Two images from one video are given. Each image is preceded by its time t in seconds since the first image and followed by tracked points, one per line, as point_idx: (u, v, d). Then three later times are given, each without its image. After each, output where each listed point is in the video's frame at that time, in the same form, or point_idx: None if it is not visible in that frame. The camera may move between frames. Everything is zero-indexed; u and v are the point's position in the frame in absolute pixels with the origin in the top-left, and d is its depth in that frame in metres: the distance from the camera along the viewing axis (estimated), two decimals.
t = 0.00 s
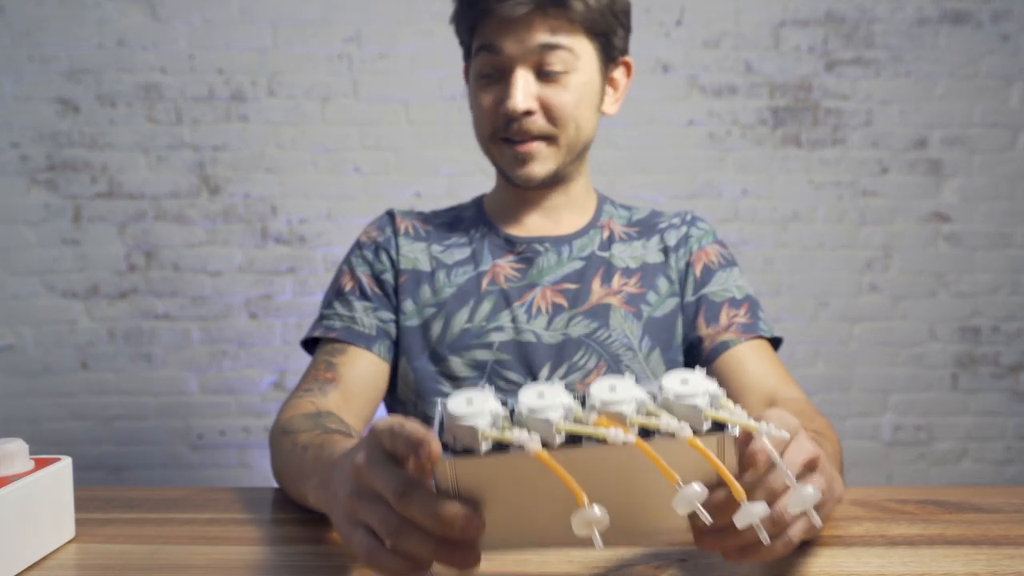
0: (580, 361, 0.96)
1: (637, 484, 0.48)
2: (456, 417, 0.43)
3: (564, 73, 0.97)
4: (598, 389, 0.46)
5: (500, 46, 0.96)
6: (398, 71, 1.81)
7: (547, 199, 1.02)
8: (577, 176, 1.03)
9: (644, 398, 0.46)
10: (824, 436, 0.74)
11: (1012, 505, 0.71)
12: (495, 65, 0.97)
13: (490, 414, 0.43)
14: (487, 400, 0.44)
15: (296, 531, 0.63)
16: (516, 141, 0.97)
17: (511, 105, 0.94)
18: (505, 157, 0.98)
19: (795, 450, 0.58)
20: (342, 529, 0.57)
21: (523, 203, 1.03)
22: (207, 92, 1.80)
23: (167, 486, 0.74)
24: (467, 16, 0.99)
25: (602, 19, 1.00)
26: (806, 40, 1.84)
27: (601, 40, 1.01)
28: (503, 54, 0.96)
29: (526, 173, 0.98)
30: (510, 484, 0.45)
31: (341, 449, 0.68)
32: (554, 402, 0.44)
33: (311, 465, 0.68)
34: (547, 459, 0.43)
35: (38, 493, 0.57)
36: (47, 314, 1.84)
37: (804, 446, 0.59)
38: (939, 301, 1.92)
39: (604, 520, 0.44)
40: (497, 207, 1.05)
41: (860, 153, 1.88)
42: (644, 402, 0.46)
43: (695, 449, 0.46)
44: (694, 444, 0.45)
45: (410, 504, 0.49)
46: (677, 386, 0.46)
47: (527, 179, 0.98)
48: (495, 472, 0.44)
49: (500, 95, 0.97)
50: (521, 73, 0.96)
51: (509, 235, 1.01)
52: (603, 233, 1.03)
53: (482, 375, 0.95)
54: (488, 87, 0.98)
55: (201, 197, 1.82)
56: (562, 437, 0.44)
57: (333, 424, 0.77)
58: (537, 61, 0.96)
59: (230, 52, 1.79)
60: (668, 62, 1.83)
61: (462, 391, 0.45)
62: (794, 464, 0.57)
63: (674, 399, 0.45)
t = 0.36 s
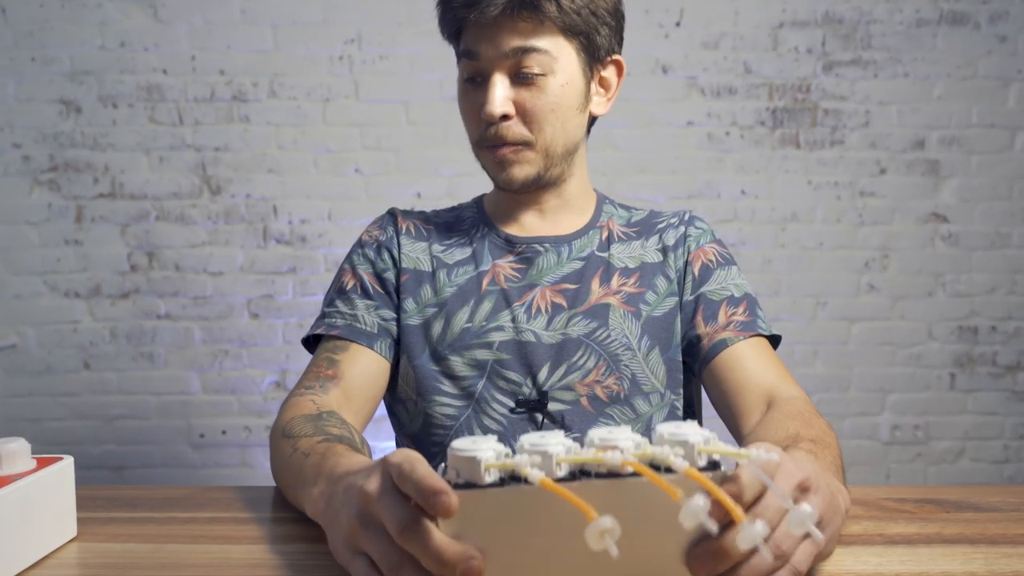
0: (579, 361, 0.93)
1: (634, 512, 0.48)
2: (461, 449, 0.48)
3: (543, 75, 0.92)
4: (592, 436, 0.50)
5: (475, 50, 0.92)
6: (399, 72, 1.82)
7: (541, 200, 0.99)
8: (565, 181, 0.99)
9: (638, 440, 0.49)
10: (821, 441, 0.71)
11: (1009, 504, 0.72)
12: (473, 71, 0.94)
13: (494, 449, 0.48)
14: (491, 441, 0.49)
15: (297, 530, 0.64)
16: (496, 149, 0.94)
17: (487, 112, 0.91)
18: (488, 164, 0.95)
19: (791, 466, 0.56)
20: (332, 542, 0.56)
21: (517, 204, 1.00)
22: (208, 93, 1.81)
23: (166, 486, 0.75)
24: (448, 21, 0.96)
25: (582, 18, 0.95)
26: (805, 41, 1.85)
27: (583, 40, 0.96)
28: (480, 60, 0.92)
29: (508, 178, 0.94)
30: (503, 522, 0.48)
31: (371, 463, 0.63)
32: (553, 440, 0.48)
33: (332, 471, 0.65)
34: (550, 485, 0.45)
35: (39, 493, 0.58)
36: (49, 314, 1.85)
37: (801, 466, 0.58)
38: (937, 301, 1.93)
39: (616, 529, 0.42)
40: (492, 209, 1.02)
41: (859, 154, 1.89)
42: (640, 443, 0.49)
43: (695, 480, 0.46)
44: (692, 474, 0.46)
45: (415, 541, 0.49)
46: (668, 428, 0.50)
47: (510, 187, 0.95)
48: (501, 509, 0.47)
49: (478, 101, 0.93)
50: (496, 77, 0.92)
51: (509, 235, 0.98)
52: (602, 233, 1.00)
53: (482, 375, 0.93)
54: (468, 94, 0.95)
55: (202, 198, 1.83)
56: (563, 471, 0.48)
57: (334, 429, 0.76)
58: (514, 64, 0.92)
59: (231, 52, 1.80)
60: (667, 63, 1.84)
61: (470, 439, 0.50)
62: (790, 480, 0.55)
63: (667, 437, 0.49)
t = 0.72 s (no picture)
0: (579, 361, 0.93)
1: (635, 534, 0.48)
2: (466, 469, 0.48)
3: (539, 77, 0.92)
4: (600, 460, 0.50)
5: (472, 53, 0.92)
6: (399, 72, 1.82)
7: (539, 200, 0.99)
8: (563, 181, 0.99)
9: (644, 465, 0.49)
10: (822, 447, 0.71)
11: (1009, 504, 0.72)
12: (470, 74, 0.94)
13: (498, 470, 0.48)
14: (497, 461, 0.49)
15: (298, 530, 0.64)
16: (494, 151, 0.94)
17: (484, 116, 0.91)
18: (486, 166, 0.95)
19: (790, 490, 0.54)
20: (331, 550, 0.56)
21: (516, 205, 1.00)
22: (208, 93, 1.81)
23: (166, 486, 0.75)
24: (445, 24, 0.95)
25: (578, 19, 0.95)
26: (804, 41, 1.85)
27: (579, 41, 0.96)
28: (477, 63, 0.92)
29: (506, 180, 0.94)
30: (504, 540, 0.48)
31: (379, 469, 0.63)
32: (558, 463, 0.48)
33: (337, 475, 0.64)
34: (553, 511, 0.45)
35: (39, 493, 0.58)
36: (49, 314, 1.85)
37: (804, 488, 0.55)
38: (936, 301, 1.93)
39: (616, 562, 0.42)
40: (491, 210, 1.02)
41: (859, 154, 1.89)
42: (645, 468, 0.49)
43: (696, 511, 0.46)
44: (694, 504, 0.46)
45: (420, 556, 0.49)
46: (674, 455, 0.50)
47: (508, 190, 0.95)
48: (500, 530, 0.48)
49: (475, 104, 0.93)
50: (493, 80, 0.92)
51: (508, 235, 0.98)
52: (601, 233, 1.00)
53: (481, 375, 0.93)
54: (466, 96, 0.94)
55: (203, 198, 1.83)
56: (567, 496, 0.48)
57: (335, 430, 0.76)
58: (510, 67, 0.92)
59: (232, 52, 1.80)
60: (667, 63, 1.84)
61: (474, 459, 0.50)
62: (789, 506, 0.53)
63: (672, 464, 0.49)
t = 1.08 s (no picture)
0: (579, 362, 0.93)
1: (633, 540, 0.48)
2: (471, 469, 0.49)
3: (539, 79, 0.92)
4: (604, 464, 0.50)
5: (471, 55, 0.92)
6: (399, 72, 1.82)
7: (539, 201, 0.99)
8: (564, 183, 0.99)
9: (648, 471, 0.49)
10: (819, 445, 0.71)
11: (1009, 505, 0.72)
12: (469, 76, 0.94)
13: (503, 471, 0.49)
14: (502, 463, 0.50)
15: (298, 530, 0.64)
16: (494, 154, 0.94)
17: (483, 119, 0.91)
18: (486, 168, 0.95)
19: (790, 496, 0.53)
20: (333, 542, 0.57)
21: (517, 206, 1.00)
22: (208, 93, 1.81)
23: (167, 486, 0.75)
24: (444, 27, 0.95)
25: (577, 20, 0.95)
26: (804, 41, 1.85)
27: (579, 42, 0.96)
28: (476, 66, 0.92)
29: (506, 182, 0.94)
30: (507, 537, 0.48)
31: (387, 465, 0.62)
32: (562, 466, 0.48)
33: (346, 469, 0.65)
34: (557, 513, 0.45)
35: (39, 493, 0.58)
36: (49, 314, 1.85)
37: (803, 493, 0.55)
38: (936, 301, 1.93)
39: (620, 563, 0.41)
40: (491, 212, 1.01)
41: (859, 154, 1.89)
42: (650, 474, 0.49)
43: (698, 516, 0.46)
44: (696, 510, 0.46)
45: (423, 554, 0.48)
46: (678, 463, 0.50)
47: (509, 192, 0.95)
48: (502, 528, 0.48)
49: (475, 107, 0.93)
50: (492, 82, 0.92)
51: (508, 236, 0.98)
52: (602, 234, 1.00)
53: (482, 376, 0.93)
54: (465, 98, 0.94)
55: (203, 198, 1.83)
56: (571, 499, 0.48)
57: (339, 429, 0.76)
58: (510, 69, 0.92)
59: (231, 52, 1.80)
60: (667, 63, 1.84)
61: (480, 459, 0.51)
62: (790, 512, 0.52)
63: (676, 472, 0.49)
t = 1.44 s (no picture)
0: (579, 362, 0.93)
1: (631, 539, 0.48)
2: (471, 469, 0.49)
3: (539, 79, 0.92)
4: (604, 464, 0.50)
5: (472, 55, 0.92)
6: (399, 72, 1.82)
7: (539, 200, 0.99)
8: (563, 181, 0.99)
9: (647, 471, 0.49)
10: (819, 445, 0.71)
11: (1009, 504, 0.72)
12: (471, 76, 0.94)
13: (502, 470, 0.49)
14: (501, 463, 0.50)
15: (299, 529, 0.64)
16: (495, 152, 0.94)
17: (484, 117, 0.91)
18: (486, 167, 0.95)
19: (788, 495, 0.53)
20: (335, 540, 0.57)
21: (517, 206, 1.00)
22: (208, 93, 1.81)
23: (167, 486, 0.75)
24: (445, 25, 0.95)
25: (578, 20, 0.95)
26: (804, 41, 1.85)
27: (579, 42, 0.96)
28: (477, 65, 0.92)
29: (506, 181, 0.94)
30: (507, 538, 0.48)
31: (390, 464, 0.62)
32: (562, 466, 0.49)
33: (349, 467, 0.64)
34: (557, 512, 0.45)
35: (38, 493, 0.58)
36: (49, 314, 1.85)
37: (801, 492, 0.55)
38: (936, 301, 1.93)
39: (619, 562, 0.41)
40: (491, 211, 1.01)
41: (859, 154, 1.89)
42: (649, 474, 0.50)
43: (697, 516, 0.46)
44: (695, 510, 0.46)
45: (422, 552, 0.48)
46: (678, 463, 0.50)
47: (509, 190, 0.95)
48: (502, 528, 0.48)
49: (476, 105, 0.93)
50: (493, 81, 0.92)
51: (507, 236, 0.98)
52: (602, 234, 1.00)
53: (481, 376, 0.93)
54: (466, 97, 0.94)
55: (203, 198, 1.83)
56: (570, 498, 0.48)
57: (341, 429, 0.76)
58: (510, 68, 0.92)
59: (231, 52, 1.80)
60: (667, 63, 1.84)
61: (479, 459, 0.51)
62: (789, 512, 0.52)
63: (675, 472, 0.49)
